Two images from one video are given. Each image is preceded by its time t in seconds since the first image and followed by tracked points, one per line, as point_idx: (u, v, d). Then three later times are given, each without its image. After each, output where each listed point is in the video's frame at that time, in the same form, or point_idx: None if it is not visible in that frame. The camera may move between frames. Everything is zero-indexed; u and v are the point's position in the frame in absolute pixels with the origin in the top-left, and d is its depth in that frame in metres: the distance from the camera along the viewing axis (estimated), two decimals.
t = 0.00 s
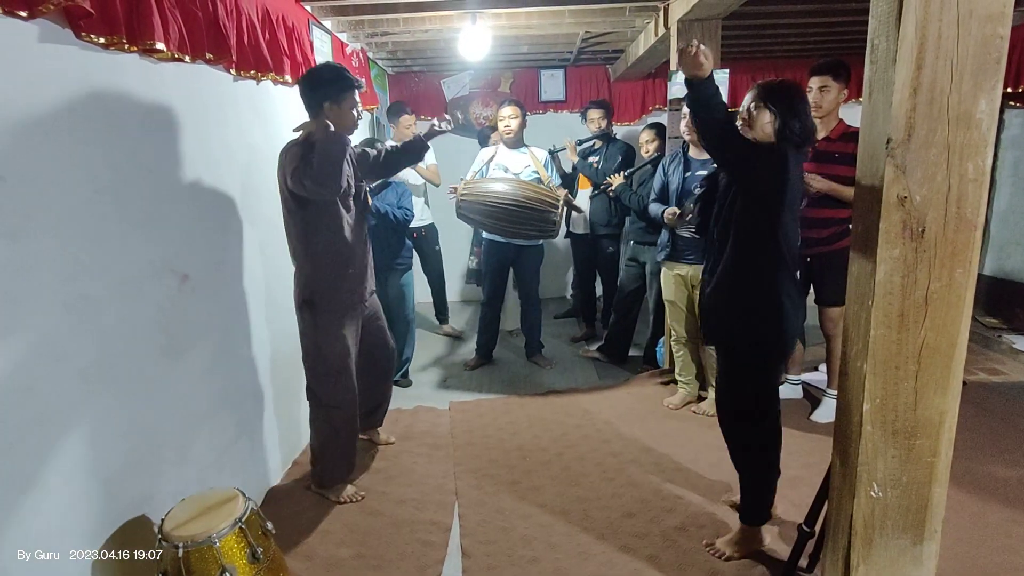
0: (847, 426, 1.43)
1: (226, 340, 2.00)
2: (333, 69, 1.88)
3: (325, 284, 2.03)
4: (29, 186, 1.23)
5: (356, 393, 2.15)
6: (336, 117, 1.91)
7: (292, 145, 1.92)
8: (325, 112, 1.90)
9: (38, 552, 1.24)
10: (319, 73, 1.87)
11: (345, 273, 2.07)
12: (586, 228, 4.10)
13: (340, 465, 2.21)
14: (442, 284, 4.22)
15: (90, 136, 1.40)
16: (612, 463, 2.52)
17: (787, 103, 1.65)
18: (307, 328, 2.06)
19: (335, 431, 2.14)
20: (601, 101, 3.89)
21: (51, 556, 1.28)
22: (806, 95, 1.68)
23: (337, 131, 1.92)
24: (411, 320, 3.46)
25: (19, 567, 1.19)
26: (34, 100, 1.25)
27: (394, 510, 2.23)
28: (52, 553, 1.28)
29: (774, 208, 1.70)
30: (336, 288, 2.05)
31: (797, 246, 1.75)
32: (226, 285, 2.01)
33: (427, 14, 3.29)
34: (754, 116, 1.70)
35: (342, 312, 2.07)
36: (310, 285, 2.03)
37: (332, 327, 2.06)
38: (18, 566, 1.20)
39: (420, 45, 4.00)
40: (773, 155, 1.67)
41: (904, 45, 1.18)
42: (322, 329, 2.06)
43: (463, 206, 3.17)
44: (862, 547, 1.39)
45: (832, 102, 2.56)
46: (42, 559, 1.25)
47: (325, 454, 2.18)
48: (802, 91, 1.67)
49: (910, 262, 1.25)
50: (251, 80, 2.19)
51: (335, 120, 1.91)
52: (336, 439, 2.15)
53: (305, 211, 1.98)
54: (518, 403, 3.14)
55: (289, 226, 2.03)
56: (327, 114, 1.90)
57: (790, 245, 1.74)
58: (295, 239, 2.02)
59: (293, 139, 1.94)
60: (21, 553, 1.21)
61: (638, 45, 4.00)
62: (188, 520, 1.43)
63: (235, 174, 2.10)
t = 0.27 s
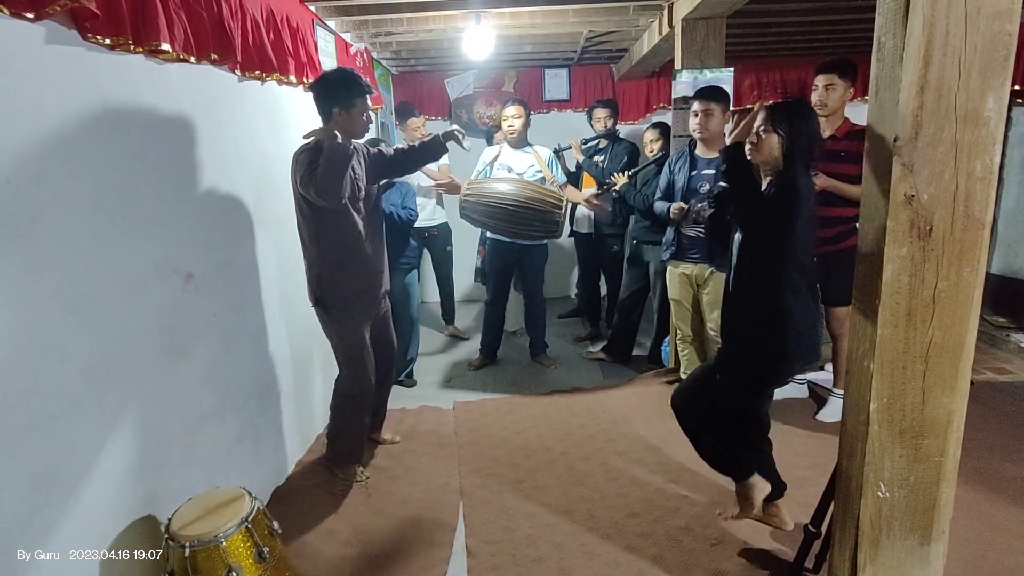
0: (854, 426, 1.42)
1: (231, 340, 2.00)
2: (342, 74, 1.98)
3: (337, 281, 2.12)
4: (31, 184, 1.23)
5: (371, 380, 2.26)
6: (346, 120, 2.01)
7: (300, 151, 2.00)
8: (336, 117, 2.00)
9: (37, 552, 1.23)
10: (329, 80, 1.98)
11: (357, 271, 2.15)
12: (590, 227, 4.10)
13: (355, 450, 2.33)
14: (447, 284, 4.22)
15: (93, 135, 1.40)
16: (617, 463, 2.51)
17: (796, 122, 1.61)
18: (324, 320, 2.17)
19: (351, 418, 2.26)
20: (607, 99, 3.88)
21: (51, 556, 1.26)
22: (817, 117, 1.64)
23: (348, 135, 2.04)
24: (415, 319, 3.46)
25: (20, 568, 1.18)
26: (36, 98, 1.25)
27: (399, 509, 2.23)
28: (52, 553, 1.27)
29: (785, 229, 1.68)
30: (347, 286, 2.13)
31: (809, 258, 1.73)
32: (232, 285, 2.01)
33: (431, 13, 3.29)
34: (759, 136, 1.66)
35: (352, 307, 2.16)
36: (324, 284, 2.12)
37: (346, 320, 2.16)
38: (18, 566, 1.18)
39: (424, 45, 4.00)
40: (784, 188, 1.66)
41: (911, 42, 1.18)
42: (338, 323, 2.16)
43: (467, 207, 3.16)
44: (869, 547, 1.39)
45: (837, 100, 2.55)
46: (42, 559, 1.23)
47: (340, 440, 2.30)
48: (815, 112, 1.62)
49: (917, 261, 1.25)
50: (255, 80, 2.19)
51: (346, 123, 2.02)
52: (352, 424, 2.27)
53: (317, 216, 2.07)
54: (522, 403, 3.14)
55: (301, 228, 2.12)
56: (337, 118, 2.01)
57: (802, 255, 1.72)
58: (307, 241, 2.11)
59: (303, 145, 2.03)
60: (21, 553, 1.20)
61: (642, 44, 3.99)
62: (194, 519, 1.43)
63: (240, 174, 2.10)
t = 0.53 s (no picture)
0: (860, 425, 1.41)
1: (234, 338, 2.00)
2: (349, 70, 1.97)
3: (342, 277, 2.15)
4: (33, 184, 1.22)
5: (367, 377, 2.29)
6: (349, 117, 2.02)
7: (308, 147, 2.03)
8: (338, 114, 2.01)
9: (38, 552, 1.23)
10: (335, 76, 1.97)
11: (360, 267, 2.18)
12: (592, 226, 4.10)
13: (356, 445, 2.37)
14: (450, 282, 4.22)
15: (96, 134, 1.40)
16: (621, 462, 2.50)
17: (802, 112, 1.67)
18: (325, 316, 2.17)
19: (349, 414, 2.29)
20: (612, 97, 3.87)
21: (50, 556, 1.26)
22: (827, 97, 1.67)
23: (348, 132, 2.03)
24: (418, 318, 3.45)
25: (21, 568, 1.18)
26: (37, 96, 1.24)
27: (402, 508, 2.23)
28: (52, 553, 1.26)
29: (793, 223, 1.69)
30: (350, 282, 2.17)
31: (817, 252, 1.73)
32: (235, 284, 2.01)
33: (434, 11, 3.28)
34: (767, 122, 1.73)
35: (354, 303, 2.19)
36: (328, 279, 2.13)
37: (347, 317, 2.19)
38: (19, 566, 1.18)
39: (427, 43, 3.99)
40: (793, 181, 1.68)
41: (919, 39, 1.17)
42: (337, 320, 2.17)
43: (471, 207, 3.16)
44: (875, 548, 1.38)
45: (842, 98, 2.54)
46: (41, 559, 1.23)
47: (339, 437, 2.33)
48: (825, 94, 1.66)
49: (924, 260, 1.24)
50: (258, 79, 2.19)
51: (348, 119, 2.02)
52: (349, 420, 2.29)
53: (323, 213, 2.08)
54: (526, 402, 3.13)
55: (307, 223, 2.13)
56: (340, 115, 2.02)
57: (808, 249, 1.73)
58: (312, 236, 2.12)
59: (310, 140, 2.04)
60: (21, 553, 1.19)
61: (646, 42, 3.97)
62: (198, 518, 1.43)
63: (244, 172, 2.10)
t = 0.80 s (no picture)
0: (862, 426, 1.41)
1: (236, 337, 2.00)
2: (372, 78, 2.02)
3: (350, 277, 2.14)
4: (34, 182, 1.22)
5: (383, 376, 2.29)
6: (359, 122, 2.07)
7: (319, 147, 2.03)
8: (350, 117, 2.06)
9: (38, 552, 1.23)
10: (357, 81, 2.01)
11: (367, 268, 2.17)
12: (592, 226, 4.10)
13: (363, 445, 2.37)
14: (450, 282, 4.22)
15: (98, 132, 1.39)
16: (621, 463, 2.50)
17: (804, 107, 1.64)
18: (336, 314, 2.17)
19: (363, 412, 2.29)
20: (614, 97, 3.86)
21: (52, 556, 1.26)
22: (832, 98, 1.65)
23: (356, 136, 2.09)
24: (419, 318, 3.45)
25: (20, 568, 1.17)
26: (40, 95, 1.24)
27: (402, 508, 2.22)
28: (52, 553, 1.26)
29: (789, 209, 1.67)
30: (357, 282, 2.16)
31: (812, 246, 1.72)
32: (237, 282, 2.01)
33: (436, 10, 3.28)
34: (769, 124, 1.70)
35: (363, 302, 2.19)
36: (335, 279, 2.13)
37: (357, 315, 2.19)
38: (19, 567, 1.18)
39: (429, 42, 3.99)
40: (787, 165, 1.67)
41: (923, 39, 1.16)
42: (346, 318, 2.17)
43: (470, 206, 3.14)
44: (876, 550, 1.38)
45: (844, 99, 2.54)
46: (42, 559, 1.23)
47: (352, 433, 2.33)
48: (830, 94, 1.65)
49: (927, 261, 1.24)
50: (260, 77, 2.19)
51: (357, 124, 2.08)
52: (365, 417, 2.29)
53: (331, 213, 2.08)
54: (526, 402, 3.13)
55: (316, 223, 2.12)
56: (350, 118, 2.07)
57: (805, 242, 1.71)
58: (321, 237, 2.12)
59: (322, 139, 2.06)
60: (21, 553, 1.19)
61: (648, 41, 3.97)
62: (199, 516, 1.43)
63: (245, 171, 2.10)
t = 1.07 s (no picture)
0: (864, 425, 1.40)
1: (233, 335, 1.99)
2: (387, 84, 2.08)
3: (343, 275, 2.13)
4: (31, 180, 1.21)
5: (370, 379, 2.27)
6: (368, 124, 2.12)
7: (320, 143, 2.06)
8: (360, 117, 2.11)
9: (38, 552, 1.22)
10: (373, 85, 2.07)
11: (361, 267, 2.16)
12: (591, 225, 4.12)
13: (363, 445, 2.37)
14: (450, 281, 4.21)
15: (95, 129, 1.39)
16: (622, 462, 2.49)
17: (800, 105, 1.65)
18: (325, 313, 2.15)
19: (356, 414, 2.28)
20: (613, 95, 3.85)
21: (51, 555, 1.25)
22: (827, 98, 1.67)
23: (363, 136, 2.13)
24: (418, 316, 3.44)
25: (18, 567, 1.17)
26: (38, 92, 1.23)
27: (402, 507, 2.22)
28: (52, 552, 1.26)
29: (787, 208, 1.66)
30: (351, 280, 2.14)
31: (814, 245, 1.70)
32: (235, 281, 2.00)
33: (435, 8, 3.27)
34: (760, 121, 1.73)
35: (355, 300, 2.17)
36: (329, 276, 2.12)
37: (347, 314, 2.16)
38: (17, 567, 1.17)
39: (429, 40, 3.97)
40: (781, 163, 1.66)
41: (927, 36, 1.16)
42: (337, 317, 2.15)
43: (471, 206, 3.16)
44: (878, 549, 1.37)
45: (845, 97, 2.53)
46: (42, 559, 1.22)
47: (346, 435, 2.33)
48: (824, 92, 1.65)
49: (930, 260, 1.23)
50: (259, 75, 2.18)
51: (365, 126, 2.13)
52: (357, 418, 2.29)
53: (327, 212, 2.07)
54: (526, 401, 3.12)
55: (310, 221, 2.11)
56: (360, 119, 2.12)
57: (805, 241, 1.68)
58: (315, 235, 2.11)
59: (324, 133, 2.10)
60: (21, 553, 1.18)
61: (648, 39, 3.96)
62: (197, 516, 1.42)
63: (244, 169, 2.09)
